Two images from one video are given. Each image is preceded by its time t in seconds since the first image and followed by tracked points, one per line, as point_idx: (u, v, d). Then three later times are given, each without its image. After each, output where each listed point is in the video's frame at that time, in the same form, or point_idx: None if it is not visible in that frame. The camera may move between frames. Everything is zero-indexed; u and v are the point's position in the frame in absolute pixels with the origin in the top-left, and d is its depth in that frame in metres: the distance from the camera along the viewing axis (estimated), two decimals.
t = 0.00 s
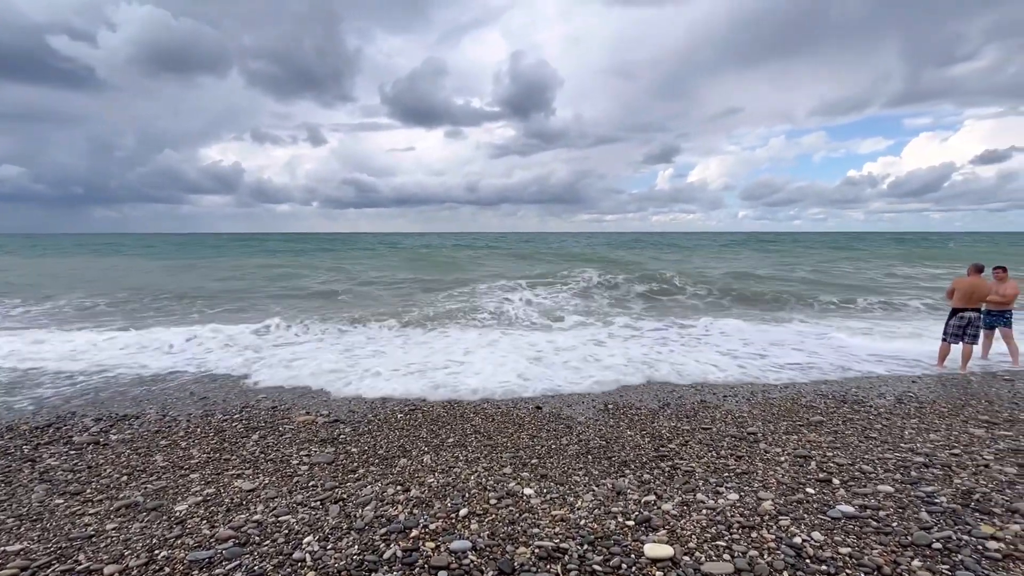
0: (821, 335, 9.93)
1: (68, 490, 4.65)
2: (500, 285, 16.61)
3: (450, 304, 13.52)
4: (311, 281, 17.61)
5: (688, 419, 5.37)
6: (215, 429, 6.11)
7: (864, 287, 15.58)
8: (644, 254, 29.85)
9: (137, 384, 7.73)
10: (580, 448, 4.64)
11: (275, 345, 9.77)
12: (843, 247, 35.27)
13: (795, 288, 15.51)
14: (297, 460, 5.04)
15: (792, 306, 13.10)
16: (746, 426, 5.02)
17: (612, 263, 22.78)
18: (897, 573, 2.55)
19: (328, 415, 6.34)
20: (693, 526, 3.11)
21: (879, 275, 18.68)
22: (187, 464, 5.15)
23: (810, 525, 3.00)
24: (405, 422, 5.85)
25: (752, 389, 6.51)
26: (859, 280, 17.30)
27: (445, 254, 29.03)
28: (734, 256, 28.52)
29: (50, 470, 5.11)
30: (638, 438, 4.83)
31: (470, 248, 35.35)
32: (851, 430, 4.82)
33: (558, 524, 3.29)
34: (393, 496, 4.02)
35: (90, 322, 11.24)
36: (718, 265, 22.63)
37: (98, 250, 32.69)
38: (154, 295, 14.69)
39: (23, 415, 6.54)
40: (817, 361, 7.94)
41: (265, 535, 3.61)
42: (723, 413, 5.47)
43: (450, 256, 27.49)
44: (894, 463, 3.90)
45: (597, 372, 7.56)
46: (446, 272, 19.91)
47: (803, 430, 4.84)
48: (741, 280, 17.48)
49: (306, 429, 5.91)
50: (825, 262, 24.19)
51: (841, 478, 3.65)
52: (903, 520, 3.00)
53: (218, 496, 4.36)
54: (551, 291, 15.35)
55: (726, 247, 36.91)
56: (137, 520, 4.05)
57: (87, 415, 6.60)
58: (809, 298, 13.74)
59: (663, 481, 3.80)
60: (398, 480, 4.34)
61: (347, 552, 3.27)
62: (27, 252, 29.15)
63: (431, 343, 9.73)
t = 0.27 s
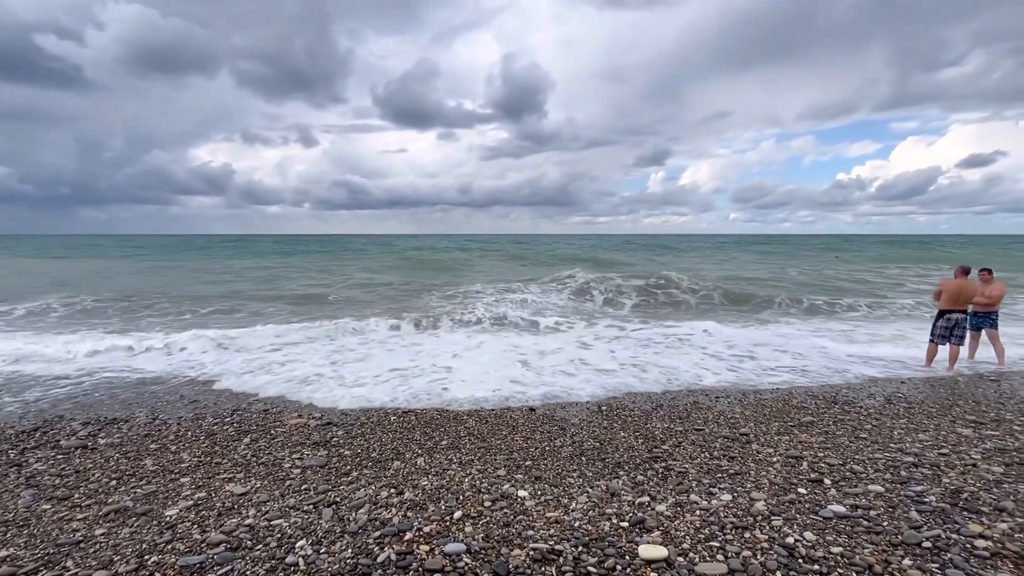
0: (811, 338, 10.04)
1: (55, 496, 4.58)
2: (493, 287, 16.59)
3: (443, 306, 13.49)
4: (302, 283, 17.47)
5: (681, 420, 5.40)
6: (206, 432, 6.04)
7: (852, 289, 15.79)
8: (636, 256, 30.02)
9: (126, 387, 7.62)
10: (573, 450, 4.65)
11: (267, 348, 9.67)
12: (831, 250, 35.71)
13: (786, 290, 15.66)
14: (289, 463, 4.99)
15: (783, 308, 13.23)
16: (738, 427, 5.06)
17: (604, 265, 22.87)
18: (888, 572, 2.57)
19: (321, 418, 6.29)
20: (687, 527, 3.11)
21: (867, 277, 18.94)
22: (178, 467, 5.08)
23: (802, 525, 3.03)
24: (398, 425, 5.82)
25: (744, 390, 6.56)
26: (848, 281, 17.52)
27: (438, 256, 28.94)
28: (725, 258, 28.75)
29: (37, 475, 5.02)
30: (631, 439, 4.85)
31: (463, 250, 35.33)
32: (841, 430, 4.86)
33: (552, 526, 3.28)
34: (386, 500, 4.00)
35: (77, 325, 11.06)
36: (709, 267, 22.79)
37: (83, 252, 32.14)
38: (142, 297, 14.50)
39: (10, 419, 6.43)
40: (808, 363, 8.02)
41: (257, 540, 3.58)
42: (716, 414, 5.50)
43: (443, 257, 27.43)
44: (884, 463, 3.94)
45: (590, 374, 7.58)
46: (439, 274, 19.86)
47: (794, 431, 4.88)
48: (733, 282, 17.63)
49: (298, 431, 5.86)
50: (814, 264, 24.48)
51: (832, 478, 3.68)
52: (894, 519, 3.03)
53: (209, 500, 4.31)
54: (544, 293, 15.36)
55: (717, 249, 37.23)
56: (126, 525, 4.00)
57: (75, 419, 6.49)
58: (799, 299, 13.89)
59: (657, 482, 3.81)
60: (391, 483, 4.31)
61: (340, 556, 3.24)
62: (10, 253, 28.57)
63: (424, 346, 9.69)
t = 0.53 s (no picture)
0: (806, 339, 10.10)
1: (46, 498, 4.53)
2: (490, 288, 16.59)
3: (439, 307, 13.49)
4: (298, 284, 17.39)
5: (677, 420, 5.41)
6: (200, 434, 5.99)
7: (845, 290, 15.92)
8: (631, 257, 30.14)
9: (119, 389, 7.55)
10: (569, 451, 4.65)
11: (261, 350, 9.61)
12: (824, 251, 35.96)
13: (780, 291, 15.76)
14: (284, 465, 4.96)
15: (776, 309, 13.31)
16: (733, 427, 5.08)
17: (600, 266, 22.91)
18: (883, 572, 2.59)
19: (316, 419, 6.26)
20: (682, 527, 3.12)
21: (859, 278, 19.10)
22: (171, 469, 5.04)
23: (797, 525, 3.04)
24: (394, 426, 5.80)
25: (739, 391, 6.59)
26: (841, 283, 17.66)
27: (434, 257, 28.89)
28: (720, 259, 28.89)
29: (28, 478, 4.97)
30: (627, 440, 4.85)
31: (458, 251, 35.32)
32: (835, 431, 4.89)
33: (548, 527, 3.28)
34: (382, 501, 3.98)
35: (68, 326, 10.95)
36: (704, 268, 22.89)
37: (75, 252, 31.83)
38: (135, 298, 14.38)
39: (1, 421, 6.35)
40: (802, 365, 8.06)
41: (251, 542, 3.56)
42: (712, 415, 5.52)
43: (439, 258, 27.40)
44: (878, 463, 3.96)
45: (586, 376, 7.59)
46: (435, 274, 19.83)
47: (789, 431, 4.91)
48: (727, 283, 17.73)
49: (293, 433, 5.83)
50: (808, 265, 24.65)
51: (827, 479, 3.69)
52: (888, 519, 3.05)
53: (202, 502, 4.28)
54: (540, 294, 15.37)
55: (712, 250, 37.40)
56: (119, 528, 3.96)
57: (66, 421, 6.42)
58: (793, 300, 13.98)
59: (653, 483, 3.82)
60: (387, 484, 4.29)
61: (336, 558, 3.23)
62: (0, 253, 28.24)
63: (420, 348, 9.67)
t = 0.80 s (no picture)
0: (805, 340, 10.10)
1: (42, 499, 4.51)
2: (489, 289, 16.59)
3: (437, 307, 13.48)
4: (296, 284, 17.36)
5: (675, 421, 5.41)
6: (198, 434, 5.97)
7: (843, 291, 15.96)
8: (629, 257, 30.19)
9: (116, 389, 7.52)
10: (568, 451, 4.64)
11: (260, 350, 9.58)
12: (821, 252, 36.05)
13: (779, 292, 15.78)
14: (281, 465, 4.94)
15: (775, 309, 13.33)
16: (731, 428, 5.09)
17: (599, 267, 22.92)
18: (882, 573, 2.59)
19: (314, 420, 6.25)
20: (681, 529, 3.11)
21: (857, 279, 19.14)
22: (168, 470, 5.02)
23: (796, 526, 3.04)
24: (392, 427, 5.79)
25: (737, 392, 6.59)
26: (840, 284, 17.69)
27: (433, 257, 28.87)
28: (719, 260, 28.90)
29: (24, 478, 4.95)
30: (626, 440, 4.85)
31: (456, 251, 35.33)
32: (834, 432, 4.89)
33: (547, 528, 3.27)
34: (380, 502, 3.96)
35: (65, 326, 10.90)
36: (703, 269, 22.92)
37: (72, 251, 31.75)
38: (133, 297, 14.35)
39: None
40: (802, 366, 8.06)
41: (248, 543, 3.55)
42: (710, 416, 5.52)
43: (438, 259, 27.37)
44: (876, 464, 3.96)
45: (585, 378, 7.59)
46: (434, 275, 19.82)
47: (789, 432, 4.91)
48: (726, 283, 17.75)
49: (291, 433, 5.81)
50: (806, 266, 24.70)
51: (826, 480, 3.69)
52: (886, 520, 3.05)
53: (199, 503, 4.26)
54: (540, 294, 15.35)
55: (709, 251, 37.46)
56: (115, 529, 3.95)
57: (63, 421, 6.40)
58: (791, 301, 14.00)
59: (651, 484, 3.81)
60: (385, 485, 4.28)
61: (334, 560, 3.22)
62: None
63: (419, 349, 9.66)
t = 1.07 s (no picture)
0: (807, 342, 10.07)
1: (44, 498, 4.52)
2: (490, 289, 16.58)
3: (438, 307, 13.48)
4: (298, 284, 17.39)
5: (677, 422, 5.39)
6: (200, 434, 5.98)
7: (845, 292, 15.92)
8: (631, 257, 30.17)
9: (119, 388, 7.54)
10: (569, 452, 4.63)
11: (261, 350, 9.59)
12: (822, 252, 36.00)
13: (781, 293, 15.73)
14: (283, 465, 4.95)
15: (776, 310, 13.29)
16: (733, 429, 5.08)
17: (601, 268, 22.89)
18: None
19: (316, 420, 6.26)
20: (683, 530, 3.10)
21: (859, 280, 19.08)
22: (170, 470, 5.03)
23: (798, 528, 3.03)
24: (394, 427, 5.79)
25: (739, 394, 6.57)
26: (843, 284, 17.62)
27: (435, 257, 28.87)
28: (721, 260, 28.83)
29: (26, 477, 4.96)
30: (628, 441, 4.84)
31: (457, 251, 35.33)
32: (836, 433, 4.88)
33: (548, 529, 3.26)
34: (381, 502, 3.96)
35: (68, 326, 10.93)
36: (706, 269, 22.89)
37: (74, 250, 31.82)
38: (135, 296, 14.40)
39: None
40: (804, 368, 8.04)
41: (250, 543, 3.55)
42: (712, 417, 5.51)
43: (440, 259, 27.36)
44: (879, 466, 3.95)
45: (586, 379, 7.58)
46: (436, 275, 19.82)
47: (791, 433, 4.89)
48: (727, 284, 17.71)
49: (293, 433, 5.82)
50: (809, 267, 24.62)
51: (828, 482, 3.68)
52: (889, 522, 3.04)
53: (201, 503, 4.27)
54: (542, 295, 15.33)
55: (710, 251, 37.40)
56: (117, 528, 3.95)
57: (65, 420, 6.41)
58: (792, 301, 13.97)
59: (653, 485, 3.80)
60: (386, 485, 4.28)
61: (335, 560, 3.22)
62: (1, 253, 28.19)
63: (421, 349, 9.64)
